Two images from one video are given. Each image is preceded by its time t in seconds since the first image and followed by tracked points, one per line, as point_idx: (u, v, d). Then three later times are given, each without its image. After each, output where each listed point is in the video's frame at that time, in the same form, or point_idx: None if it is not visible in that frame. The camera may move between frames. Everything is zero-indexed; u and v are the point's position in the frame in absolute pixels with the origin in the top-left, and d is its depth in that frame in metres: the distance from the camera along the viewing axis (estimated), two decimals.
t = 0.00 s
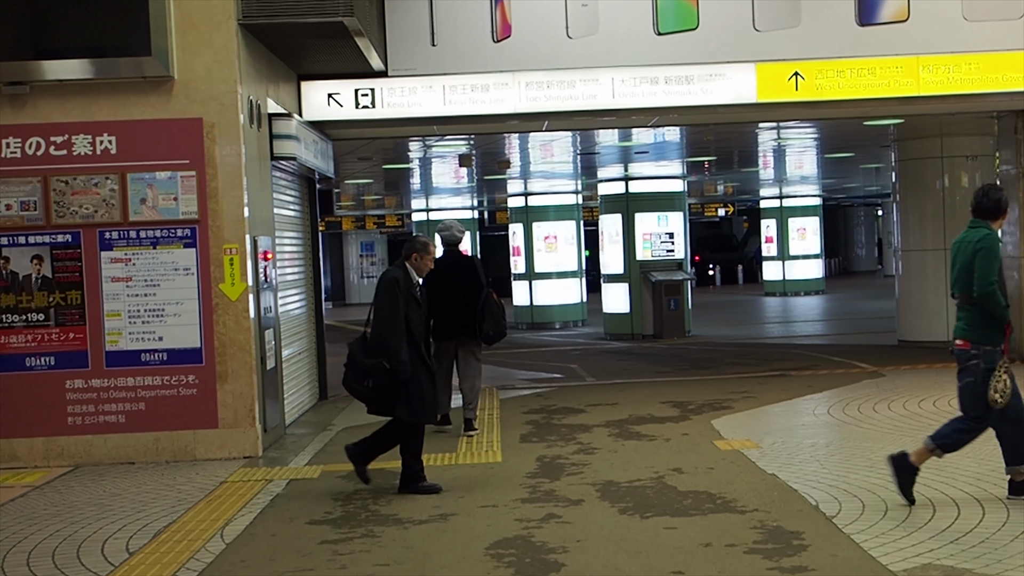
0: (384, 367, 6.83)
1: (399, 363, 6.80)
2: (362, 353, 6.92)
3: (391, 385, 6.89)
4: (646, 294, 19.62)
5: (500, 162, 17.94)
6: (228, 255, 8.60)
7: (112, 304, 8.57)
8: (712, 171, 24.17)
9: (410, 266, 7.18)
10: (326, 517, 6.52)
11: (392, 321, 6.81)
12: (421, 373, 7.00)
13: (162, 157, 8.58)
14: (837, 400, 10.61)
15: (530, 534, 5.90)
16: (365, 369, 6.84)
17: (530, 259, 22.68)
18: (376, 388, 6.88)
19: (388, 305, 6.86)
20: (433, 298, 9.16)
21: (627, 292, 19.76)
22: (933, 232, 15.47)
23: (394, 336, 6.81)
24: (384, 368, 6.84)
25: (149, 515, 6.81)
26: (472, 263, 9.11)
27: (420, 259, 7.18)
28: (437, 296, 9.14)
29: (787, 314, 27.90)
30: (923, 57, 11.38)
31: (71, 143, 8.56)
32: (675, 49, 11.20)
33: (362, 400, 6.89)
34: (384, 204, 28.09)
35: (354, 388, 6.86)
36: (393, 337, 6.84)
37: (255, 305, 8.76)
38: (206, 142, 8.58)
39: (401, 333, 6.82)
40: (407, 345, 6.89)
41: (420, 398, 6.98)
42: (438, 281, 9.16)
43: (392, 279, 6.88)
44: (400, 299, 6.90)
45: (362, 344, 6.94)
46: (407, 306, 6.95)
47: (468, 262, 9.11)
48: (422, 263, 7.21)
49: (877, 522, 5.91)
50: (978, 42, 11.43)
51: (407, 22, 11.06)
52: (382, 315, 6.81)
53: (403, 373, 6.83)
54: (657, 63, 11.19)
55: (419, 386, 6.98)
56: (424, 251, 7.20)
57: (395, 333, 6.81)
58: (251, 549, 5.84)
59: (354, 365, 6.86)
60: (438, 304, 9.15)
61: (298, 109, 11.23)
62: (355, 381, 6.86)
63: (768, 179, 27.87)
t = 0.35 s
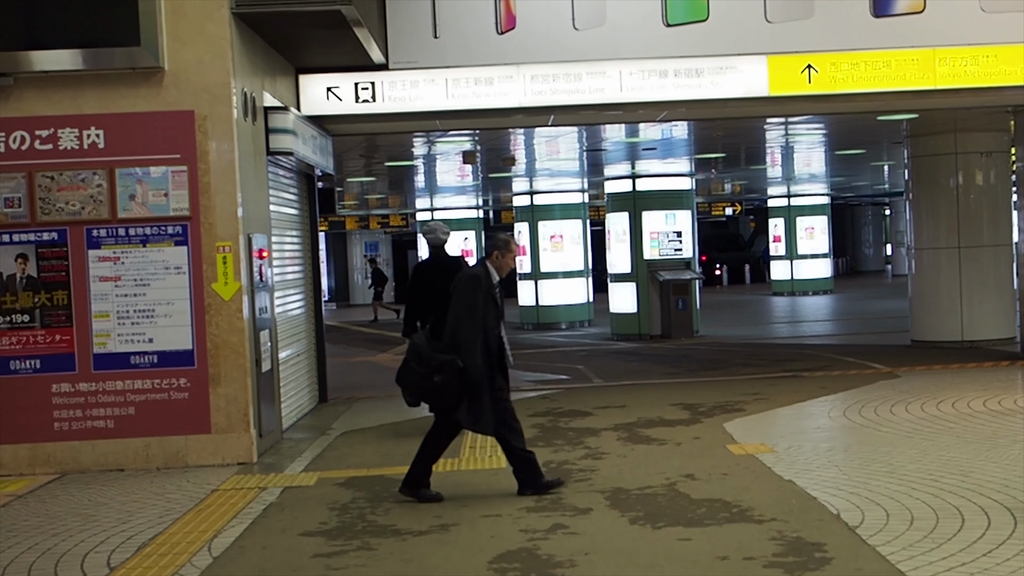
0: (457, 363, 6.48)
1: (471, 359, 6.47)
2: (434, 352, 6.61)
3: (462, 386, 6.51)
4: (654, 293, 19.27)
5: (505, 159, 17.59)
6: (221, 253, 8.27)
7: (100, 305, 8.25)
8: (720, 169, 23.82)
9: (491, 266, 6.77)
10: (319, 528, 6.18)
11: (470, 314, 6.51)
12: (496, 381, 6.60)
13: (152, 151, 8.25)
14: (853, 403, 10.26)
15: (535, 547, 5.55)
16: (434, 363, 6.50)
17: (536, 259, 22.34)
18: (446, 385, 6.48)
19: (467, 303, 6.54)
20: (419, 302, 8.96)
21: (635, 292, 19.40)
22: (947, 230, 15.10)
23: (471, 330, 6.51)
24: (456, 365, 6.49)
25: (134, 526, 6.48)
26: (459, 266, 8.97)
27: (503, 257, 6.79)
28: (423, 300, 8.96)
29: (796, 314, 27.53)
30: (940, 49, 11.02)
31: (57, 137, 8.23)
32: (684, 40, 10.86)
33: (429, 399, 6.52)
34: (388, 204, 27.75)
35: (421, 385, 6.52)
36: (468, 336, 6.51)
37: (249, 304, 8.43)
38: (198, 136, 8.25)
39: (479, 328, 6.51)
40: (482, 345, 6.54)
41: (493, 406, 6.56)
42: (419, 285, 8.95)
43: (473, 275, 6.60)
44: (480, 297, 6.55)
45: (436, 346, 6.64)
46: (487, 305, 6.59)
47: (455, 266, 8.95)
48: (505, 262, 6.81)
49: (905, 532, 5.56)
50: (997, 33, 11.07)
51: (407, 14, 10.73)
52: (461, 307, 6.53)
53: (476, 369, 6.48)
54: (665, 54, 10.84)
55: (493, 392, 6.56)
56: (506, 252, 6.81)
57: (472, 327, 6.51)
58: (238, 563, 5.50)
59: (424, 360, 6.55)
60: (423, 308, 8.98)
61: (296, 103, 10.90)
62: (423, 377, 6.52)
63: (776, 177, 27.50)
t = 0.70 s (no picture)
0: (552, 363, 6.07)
1: (566, 353, 6.02)
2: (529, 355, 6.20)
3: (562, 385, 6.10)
4: (659, 292, 18.95)
5: (507, 155, 17.26)
6: (211, 252, 7.95)
7: (86, 306, 7.94)
8: (726, 166, 23.47)
9: (569, 256, 6.37)
10: (309, 546, 5.86)
11: (554, 309, 6.05)
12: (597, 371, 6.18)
13: (139, 146, 7.93)
14: (865, 409, 9.92)
15: (535, 569, 5.23)
16: (530, 367, 6.11)
17: (539, 256, 22.02)
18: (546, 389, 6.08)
19: (552, 293, 6.08)
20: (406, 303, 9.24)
21: (640, 291, 19.06)
22: (959, 229, 14.76)
23: (558, 324, 6.03)
24: (553, 364, 6.08)
25: (114, 541, 6.16)
26: (448, 272, 9.26)
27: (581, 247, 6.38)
28: (411, 302, 9.23)
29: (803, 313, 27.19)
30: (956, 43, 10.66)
31: (41, 131, 7.92)
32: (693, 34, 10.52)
33: (532, 406, 6.13)
34: (390, 200, 27.44)
35: (521, 394, 6.15)
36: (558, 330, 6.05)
37: (240, 306, 8.11)
38: (187, 131, 7.94)
39: (568, 321, 6.04)
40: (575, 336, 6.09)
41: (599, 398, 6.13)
42: (409, 291, 9.24)
43: (552, 266, 6.17)
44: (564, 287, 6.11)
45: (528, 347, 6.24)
46: (573, 296, 6.15)
47: (444, 271, 9.26)
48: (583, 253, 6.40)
49: (929, 555, 5.23)
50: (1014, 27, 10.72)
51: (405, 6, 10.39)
52: (543, 303, 6.08)
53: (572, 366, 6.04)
54: (673, 48, 10.51)
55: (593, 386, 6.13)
56: (585, 241, 6.40)
57: (560, 321, 6.03)
58: None
59: (519, 367, 6.17)
60: (409, 309, 9.24)
61: (292, 97, 10.58)
62: (523, 385, 6.14)
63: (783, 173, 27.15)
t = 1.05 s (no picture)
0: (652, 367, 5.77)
1: (667, 357, 5.70)
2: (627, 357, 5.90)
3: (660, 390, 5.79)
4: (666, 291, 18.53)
5: (513, 152, 16.93)
6: (205, 249, 7.63)
7: (74, 305, 7.63)
8: (735, 164, 23.14)
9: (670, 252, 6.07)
10: (305, 557, 5.54)
11: (657, 311, 5.75)
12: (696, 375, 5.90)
13: (131, 138, 7.62)
14: (882, 410, 9.60)
15: None
16: (629, 372, 5.80)
17: (544, 255, 21.70)
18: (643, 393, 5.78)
19: (653, 293, 5.78)
20: (406, 297, 9.27)
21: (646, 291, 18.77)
22: (975, 227, 14.43)
23: (661, 326, 5.73)
24: (653, 368, 5.78)
25: (100, 552, 5.84)
26: (445, 262, 9.28)
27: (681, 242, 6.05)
28: (412, 295, 9.26)
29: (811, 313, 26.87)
30: (975, 34, 10.34)
31: (28, 122, 7.60)
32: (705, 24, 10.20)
33: (626, 411, 5.83)
34: (394, 199, 27.10)
35: (616, 398, 5.84)
36: (659, 332, 5.74)
37: (235, 304, 7.79)
38: (180, 122, 7.62)
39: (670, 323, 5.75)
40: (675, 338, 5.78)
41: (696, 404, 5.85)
42: (408, 283, 9.26)
43: (653, 263, 5.86)
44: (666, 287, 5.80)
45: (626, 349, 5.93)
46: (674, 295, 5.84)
47: (442, 261, 9.28)
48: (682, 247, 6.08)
49: (967, 569, 4.91)
50: None
51: None
52: (645, 304, 5.78)
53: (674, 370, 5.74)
54: (685, 39, 10.18)
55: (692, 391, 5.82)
56: (689, 235, 6.12)
57: (662, 322, 5.73)
58: None
59: (615, 370, 5.86)
60: (410, 303, 9.27)
61: (291, 91, 10.23)
62: (618, 389, 5.84)
63: (791, 172, 26.83)
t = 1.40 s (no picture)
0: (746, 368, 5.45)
1: (761, 362, 5.41)
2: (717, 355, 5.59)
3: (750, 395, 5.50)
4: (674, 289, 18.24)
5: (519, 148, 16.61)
6: (198, 246, 7.32)
7: (62, 304, 7.33)
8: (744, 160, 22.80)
9: (774, 250, 5.74)
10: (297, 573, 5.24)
11: (758, 310, 5.45)
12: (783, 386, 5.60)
13: (121, 130, 7.32)
14: (900, 416, 9.27)
15: None
16: (719, 371, 5.50)
17: (550, 252, 21.37)
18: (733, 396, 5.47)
19: (754, 294, 5.47)
20: (397, 293, 9.47)
21: (654, 289, 18.44)
22: (991, 227, 14.09)
23: (760, 327, 5.43)
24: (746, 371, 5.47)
25: (82, 565, 5.54)
26: (437, 261, 9.52)
27: (785, 241, 5.74)
28: (402, 292, 9.46)
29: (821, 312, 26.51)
30: (996, 27, 10.01)
31: (14, 113, 7.30)
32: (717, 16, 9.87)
33: (710, 410, 5.53)
34: (398, 194, 26.78)
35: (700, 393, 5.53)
36: (757, 335, 5.44)
37: (230, 303, 7.48)
38: (173, 114, 7.31)
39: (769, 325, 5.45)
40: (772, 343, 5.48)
41: (784, 414, 5.57)
42: (399, 280, 9.46)
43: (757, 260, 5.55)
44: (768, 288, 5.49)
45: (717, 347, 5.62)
46: (775, 297, 5.53)
47: (433, 260, 9.51)
48: (786, 246, 5.76)
49: None
50: None
51: None
52: (745, 302, 5.48)
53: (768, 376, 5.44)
54: (697, 31, 9.85)
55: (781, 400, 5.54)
56: (791, 234, 5.75)
57: (760, 324, 5.43)
58: None
59: (705, 365, 5.54)
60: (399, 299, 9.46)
61: (291, 83, 9.92)
62: (706, 386, 5.53)
63: (801, 169, 26.46)
